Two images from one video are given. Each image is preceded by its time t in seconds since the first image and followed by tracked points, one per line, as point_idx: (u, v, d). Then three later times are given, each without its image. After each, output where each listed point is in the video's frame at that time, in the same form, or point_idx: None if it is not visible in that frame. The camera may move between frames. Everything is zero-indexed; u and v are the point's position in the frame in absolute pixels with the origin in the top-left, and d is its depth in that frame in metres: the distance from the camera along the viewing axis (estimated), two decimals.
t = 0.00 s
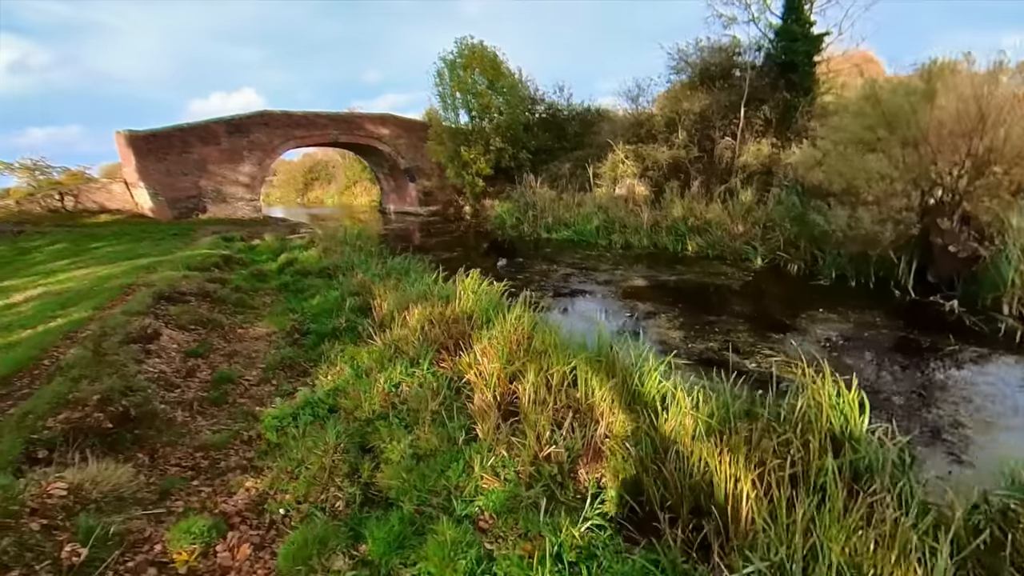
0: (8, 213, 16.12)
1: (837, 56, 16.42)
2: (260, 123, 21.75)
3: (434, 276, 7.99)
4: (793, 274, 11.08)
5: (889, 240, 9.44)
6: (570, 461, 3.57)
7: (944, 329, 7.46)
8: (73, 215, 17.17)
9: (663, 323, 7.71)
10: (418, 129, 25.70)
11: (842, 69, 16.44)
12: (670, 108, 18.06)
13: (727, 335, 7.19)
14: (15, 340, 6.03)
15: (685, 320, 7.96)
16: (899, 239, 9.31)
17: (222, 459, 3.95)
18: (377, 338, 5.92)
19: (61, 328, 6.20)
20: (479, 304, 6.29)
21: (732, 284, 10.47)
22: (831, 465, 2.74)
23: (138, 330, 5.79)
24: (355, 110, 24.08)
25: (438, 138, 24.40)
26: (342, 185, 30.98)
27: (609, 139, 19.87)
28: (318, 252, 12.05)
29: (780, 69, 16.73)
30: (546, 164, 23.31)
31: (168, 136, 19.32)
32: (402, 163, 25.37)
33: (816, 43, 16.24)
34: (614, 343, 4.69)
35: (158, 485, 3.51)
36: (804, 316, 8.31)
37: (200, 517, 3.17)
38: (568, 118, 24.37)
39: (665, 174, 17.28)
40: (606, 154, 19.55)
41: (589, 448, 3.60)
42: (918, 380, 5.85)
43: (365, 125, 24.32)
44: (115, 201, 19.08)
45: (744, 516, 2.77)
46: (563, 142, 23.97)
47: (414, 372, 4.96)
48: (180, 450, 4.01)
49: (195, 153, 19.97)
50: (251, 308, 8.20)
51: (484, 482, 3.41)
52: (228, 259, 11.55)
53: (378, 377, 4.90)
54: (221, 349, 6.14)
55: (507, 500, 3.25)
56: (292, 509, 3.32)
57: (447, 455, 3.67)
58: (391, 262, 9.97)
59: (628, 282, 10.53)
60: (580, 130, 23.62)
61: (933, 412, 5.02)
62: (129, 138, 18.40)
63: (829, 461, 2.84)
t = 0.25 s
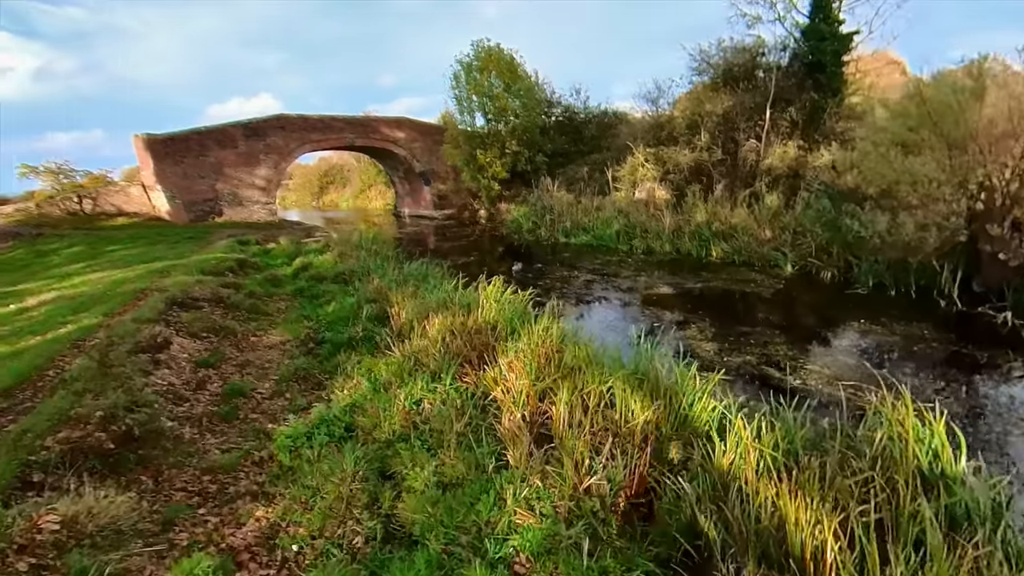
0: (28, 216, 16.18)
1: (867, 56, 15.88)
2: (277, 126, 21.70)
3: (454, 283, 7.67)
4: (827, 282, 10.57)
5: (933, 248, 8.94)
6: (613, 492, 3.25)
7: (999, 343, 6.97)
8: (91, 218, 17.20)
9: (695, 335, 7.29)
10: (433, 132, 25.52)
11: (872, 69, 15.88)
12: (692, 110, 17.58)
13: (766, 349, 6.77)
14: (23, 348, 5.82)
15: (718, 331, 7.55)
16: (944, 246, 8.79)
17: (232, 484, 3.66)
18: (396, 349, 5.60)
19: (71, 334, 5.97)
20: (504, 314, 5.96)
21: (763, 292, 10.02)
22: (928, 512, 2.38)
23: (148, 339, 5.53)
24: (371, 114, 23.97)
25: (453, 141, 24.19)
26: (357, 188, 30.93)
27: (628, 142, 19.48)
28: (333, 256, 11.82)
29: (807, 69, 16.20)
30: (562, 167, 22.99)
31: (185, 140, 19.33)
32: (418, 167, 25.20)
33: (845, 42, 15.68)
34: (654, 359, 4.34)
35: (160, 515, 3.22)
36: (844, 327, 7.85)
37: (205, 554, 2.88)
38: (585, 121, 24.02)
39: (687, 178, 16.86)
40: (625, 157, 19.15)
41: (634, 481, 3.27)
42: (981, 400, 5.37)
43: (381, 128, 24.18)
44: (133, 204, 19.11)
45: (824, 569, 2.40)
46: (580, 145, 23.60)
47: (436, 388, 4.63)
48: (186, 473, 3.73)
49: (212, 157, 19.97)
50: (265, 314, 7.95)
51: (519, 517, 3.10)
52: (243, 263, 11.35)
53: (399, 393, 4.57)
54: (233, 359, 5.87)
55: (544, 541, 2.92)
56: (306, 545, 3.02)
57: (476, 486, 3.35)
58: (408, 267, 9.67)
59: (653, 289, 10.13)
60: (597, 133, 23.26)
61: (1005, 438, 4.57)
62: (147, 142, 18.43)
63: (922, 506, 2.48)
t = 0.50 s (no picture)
0: (45, 219, 16.21)
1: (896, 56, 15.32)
2: (292, 130, 21.63)
3: (471, 291, 7.35)
4: (861, 293, 10.06)
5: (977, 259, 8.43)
6: (656, 535, 2.94)
7: None
8: (107, 222, 17.21)
9: (727, 349, 6.88)
10: (448, 136, 25.31)
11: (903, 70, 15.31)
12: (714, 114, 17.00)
13: (803, 367, 6.35)
14: (26, 358, 5.60)
15: (750, 345, 7.13)
16: (991, 255, 8.27)
17: (234, 515, 3.36)
18: (411, 363, 5.28)
19: (75, 343, 5.74)
20: (525, 326, 5.61)
21: (793, 302, 9.57)
22: None
23: (153, 351, 5.27)
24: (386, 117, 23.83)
25: (468, 145, 23.95)
26: (371, 192, 30.86)
27: (646, 146, 19.07)
28: (346, 262, 11.57)
29: (834, 70, 15.61)
30: (578, 171, 22.65)
31: (201, 144, 19.31)
32: (432, 171, 25.01)
33: (875, 42, 15.13)
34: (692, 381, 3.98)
35: (153, 553, 2.93)
36: (885, 342, 7.39)
37: None
38: (601, 125, 23.64)
39: (707, 186, 16.54)
40: (644, 161, 18.74)
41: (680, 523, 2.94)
42: None
43: (395, 132, 24.03)
44: (148, 207, 19.11)
45: None
46: (596, 148, 23.24)
47: (454, 408, 4.29)
48: (186, 502, 3.44)
49: (228, 160, 19.94)
50: (276, 322, 7.68)
51: (552, 564, 2.76)
52: (255, 268, 11.15)
53: (415, 413, 4.25)
54: (241, 371, 5.59)
55: None
56: None
57: (502, 527, 3.04)
58: (423, 274, 9.38)
59: (677, 299, 9.72)
60: (614, 137, 22.87)
61: None
62: (164, 146, 18.43)
63: None
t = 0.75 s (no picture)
0: (58, 220, 16.15)
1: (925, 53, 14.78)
2: (304, 132, 21.48)
3: (488, 296, 7.00)
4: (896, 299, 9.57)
5: None
6: None
7: None
8: (120, 223, 17.13)
9: (761, 359, 6.45)
10: (460, 138, 25.06)
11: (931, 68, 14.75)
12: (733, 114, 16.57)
13: (845, 379, 5.92)
14: (24, 364, 5.33)
15: (785, 355, 6.71)
16: None
17: (234, 547, 3.03)
18: (426, 374, 4.94)
19: (76, 349, 5.48)
20: (548, 334, 5.25)
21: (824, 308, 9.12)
22: None
23: (154, 359, 4.97)
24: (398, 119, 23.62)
25: (480, 146, 23.66)
26: (383, 194, 30.71)
27: (663, 148, 18.67)
28: (358, 265, 11.29)
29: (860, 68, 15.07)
30: (592, 173, 22.30)
31: (213, 145, 19.20)
32: (444, 173, 24.76)
33: (903, 38, 14.59)
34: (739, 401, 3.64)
35: None
36: (930, 352, 6.93)
37: None
38: (615, 126, 23.25)
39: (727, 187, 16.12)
40: (661, 162, 18.33)
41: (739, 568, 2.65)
42: None
43: (407, 134, 23.81)
44: (160, 209, 19.03)
45: None
46: (610, 150, 22.85)
47: (475, 426, 3.93)
48: (181, 529, 3.12)
49: (239, 162, 19.83)
50: (285, 327, 7.39)
51: None
52: (265, 271, 10.90)
53: (432, 431, 3.90)
54: (248, 380, 5.28)
55: None
56: None
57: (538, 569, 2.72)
58: (437, 277, 9.05)
59: (701, 304, 9.30)
60: (628, 138, 22.50)
61: None
62: (176, 147, 18.34)
63: None
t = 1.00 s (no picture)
0: (63, 223, 15.93)
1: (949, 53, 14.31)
2: (310, 134, 21.20)
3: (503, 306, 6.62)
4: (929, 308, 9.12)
5: None
6: None
7: None
8: (125, 226, 16.90)
9: (796, 376, 6.03)
10: (468, 139, 24.73)
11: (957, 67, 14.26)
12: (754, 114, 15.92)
13: (892, 401, 5.46)
14: (13, 380, 5.00)
15: (821, 370, 6.29)
16: None
17: None
18: (439, 394, 4.55)
19: (68, 364, 5.14)
20: (573, 350, 4.86)
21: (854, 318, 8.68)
22: None
23: (149, 377, 4.62)
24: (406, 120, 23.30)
25: (488, 148, 23.32)
26: (389, 196, 30.45)
27: (676, 149, 18.24)
28: (365, 270, 10.95)
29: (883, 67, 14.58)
30: (602, 175, 21.92)
31: (219, 147, 18.94)
32: (451, 175, 24.45)
33: (927, 36, 14.09)
34: (791, 428, 3.27)
35: None
36: (977, 368, 6.47)
37: None
38: (626, 127, 22.85)
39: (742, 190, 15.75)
40: (674, 164, 17.91)
41: None
42: None
43: (415, 135, 23.49)
44: (166, 211, 18.81)
45: None
46: (621, 152, 22.45)
47: (497, 457, 3.55)
48: None
49: (245, 164, 19.57)
50: (289, 338, 7.04)
51: None
52: (270, 276, 10.57)
53: (450, 463, 3.53)
54: (249, 398, 4.92)
55: None
56: None
57: None
58: (447, 284, 8.68)
59: (723, 313, 8.89)
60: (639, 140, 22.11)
61: None
62: (181, 149, 18.09)
63: None
